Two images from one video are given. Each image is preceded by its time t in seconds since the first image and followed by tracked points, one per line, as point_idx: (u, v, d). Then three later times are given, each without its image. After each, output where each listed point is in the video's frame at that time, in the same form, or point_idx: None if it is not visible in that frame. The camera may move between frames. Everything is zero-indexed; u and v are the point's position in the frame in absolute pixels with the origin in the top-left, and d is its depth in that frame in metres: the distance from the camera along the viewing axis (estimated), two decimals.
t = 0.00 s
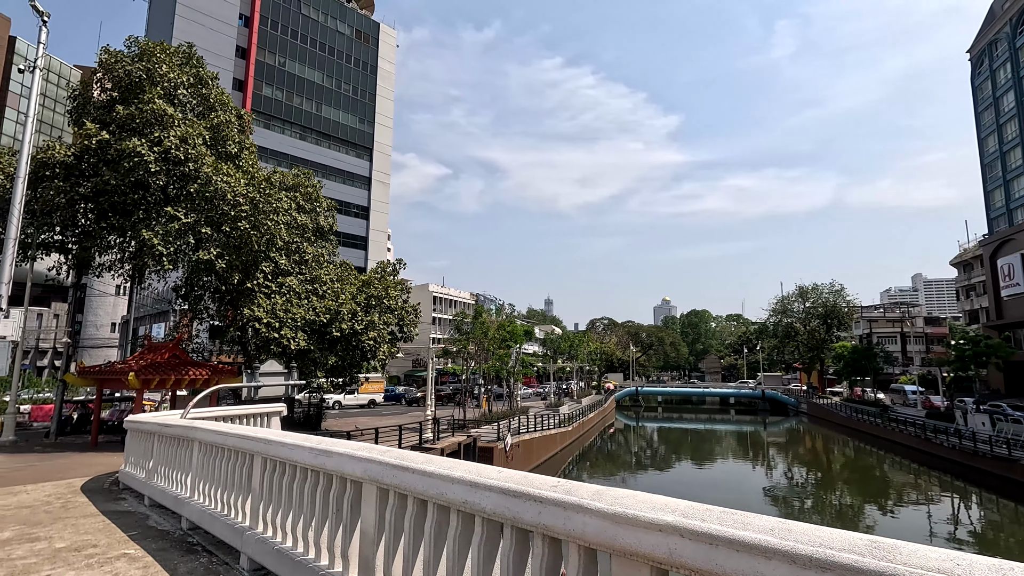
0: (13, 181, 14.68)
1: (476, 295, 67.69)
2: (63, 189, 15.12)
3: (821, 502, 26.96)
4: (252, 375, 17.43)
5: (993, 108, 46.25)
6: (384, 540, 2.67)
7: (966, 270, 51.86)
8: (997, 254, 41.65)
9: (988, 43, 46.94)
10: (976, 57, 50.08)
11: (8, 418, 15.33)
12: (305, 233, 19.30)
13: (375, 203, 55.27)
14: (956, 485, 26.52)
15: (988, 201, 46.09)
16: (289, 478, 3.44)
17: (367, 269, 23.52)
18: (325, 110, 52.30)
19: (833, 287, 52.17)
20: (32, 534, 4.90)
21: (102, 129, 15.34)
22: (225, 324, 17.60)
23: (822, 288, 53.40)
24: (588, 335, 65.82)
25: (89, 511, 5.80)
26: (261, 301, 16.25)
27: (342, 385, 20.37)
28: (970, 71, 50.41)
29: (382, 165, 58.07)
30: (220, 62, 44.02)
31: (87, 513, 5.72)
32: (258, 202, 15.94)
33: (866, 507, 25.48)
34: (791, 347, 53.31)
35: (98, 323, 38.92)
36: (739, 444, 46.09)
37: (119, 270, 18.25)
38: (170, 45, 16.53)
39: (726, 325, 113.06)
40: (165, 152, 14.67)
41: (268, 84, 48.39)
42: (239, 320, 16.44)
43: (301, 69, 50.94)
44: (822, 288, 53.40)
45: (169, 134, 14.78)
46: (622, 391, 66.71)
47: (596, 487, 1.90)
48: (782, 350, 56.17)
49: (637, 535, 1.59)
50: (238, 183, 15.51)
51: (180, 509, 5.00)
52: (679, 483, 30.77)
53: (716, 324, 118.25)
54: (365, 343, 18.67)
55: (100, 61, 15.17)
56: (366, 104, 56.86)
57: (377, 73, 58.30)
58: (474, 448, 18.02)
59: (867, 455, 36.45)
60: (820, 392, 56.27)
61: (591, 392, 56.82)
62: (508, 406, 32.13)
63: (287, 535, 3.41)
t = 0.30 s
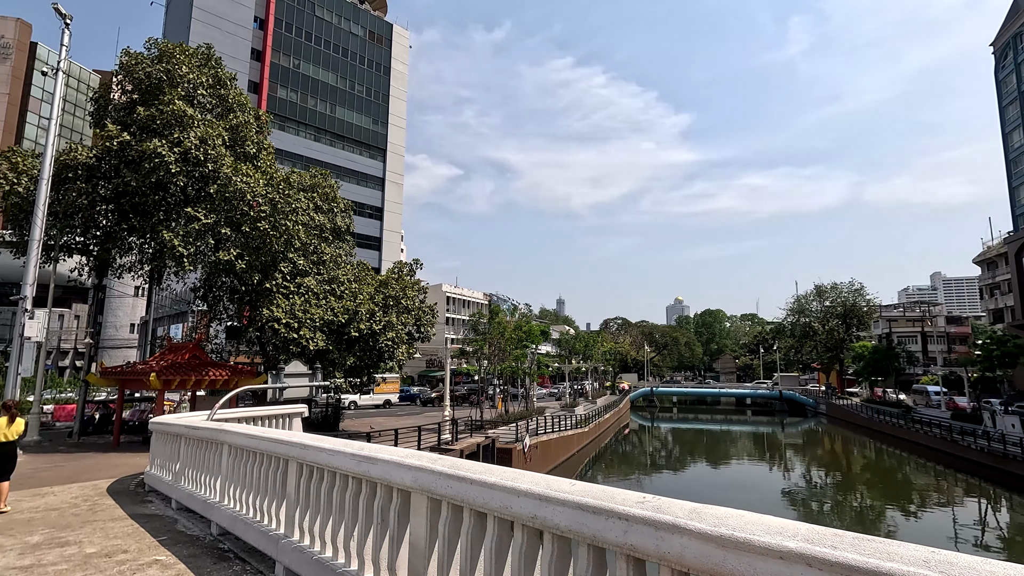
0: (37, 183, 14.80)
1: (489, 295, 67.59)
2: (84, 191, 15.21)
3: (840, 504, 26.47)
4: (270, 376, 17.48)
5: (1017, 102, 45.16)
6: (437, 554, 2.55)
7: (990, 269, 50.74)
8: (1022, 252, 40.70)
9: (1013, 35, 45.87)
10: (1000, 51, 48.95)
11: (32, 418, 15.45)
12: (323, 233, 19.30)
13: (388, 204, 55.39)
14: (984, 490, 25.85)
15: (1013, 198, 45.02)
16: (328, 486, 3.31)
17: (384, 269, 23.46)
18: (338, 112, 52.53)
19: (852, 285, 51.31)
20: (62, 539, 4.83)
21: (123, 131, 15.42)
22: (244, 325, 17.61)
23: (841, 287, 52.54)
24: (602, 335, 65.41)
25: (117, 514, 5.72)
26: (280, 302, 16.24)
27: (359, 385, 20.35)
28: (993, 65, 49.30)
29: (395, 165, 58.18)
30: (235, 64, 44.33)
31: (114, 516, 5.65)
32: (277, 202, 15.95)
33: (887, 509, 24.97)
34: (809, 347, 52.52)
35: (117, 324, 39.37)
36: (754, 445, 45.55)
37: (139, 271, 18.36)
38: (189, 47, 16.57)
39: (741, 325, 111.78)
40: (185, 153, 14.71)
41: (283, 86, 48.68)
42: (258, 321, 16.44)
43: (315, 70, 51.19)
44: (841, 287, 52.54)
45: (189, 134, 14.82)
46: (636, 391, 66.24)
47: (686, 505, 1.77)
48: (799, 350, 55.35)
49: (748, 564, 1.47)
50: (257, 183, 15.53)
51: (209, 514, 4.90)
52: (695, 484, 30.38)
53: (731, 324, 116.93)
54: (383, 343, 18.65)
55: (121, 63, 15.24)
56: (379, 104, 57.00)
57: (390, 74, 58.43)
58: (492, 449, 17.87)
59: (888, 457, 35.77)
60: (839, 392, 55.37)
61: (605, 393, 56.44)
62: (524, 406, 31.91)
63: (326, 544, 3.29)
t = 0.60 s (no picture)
0: (51, 184, 14.83)
1: (497, 296, 67.42)
2: (99, 192, 15.23)
3: (855, 507, 26.07)
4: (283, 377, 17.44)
5: None
6: (479, 565, 2.38)
7: (1007, 268, 49.85)
8: None
9: None
10: (1017, 46, 48.12)
11: (46, 419, 15.42)
12: (335, 233, 19.24)
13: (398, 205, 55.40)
14: (1006, 493, 25.28)
15: None
16: (356, 492, 3.15)
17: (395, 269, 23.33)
18: (348, 113, 52.61)
19: (866, 285, 50.64)
20: (78, 544, 4.70)
21: (136, 131, 15.42)
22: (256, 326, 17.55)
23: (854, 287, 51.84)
24: (611, 335, 64.99)
25: (133, 518, 5.60)
26: (292, 302, 16.16)
27: (371, 386, 20.25)
28: (1010, 61, 48.46)
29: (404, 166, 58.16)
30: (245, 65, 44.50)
31: (130, 519, 5.53)
32: (290, 202, 15.91)
33: (903, 512, 24.56)
34: (823, 347, 51.87)
35: (129, 325, 39.59)
36: (765, 447, 45.11)
37: (152, 272, 18.36)
38: (201, 47, 16.55)
39: (751, 325, 110.68)
40: (198, 153, 14.70)
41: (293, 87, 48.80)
42: (270, 321, 16.37)
43: (324, 72, 51.30)
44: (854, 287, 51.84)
45: (201, 134, 14.80)
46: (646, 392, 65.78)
47: (775, 521, 1.61)
48: (812, 351, 54.72)
49: None
50: (270, 183, 15.49)
51: (228, 519, 4.75)
52: (708, 486, 29.99)
53: (741, 324, 115.90)
54: (395, 344, 18.55)
55: (133, 63, 15.25)
56: (388, 106, 57.03)
57: (398, 75, 58.45)
58: (506, 450, 17.66)
59: (905, 460, 35.19)
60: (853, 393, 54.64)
61: (615, 394, 56.04)
62: (535, 408, 31.66)
63: (353, 553, 3.12)
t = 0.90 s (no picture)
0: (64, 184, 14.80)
1: (506, 297, 67.19)
2: (111, 192, 15.20)
3: (870, 510, 25.63)
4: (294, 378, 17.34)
5: None
6: None
7: None
8: None
9: None
10: None
11: (59, 420, 15.38)
12: (346, 233, 19.12)
13: (407, 205, 55.33)
14: None
15: None
16: (386, 504, 2.94)
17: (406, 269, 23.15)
18: (357, 114, 52.65)
19: (880, 285, 49.87)
20: (91, 553, 4.53)
21: (148, 131, 15.40)
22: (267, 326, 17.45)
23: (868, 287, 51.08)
24: (621, 335, 64.57)
25: (147, 524, 5.44)
26: (304, 303, 16.05)
27: (383, 388, 20.07)
28: None
29: (413, 167, 58.10)
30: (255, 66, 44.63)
31: (144, 526, 5.37)
32: (302, 201, 15.82)
33: (920, 516, 24.10)
34: (836, 348, 51.18)
35: (142, 326, 39.79)
36: (776, 448, 44.58)
37: (163, 273, 18.31)
38: (213, 46, 16.47)
39: (762, 325, 109.65)
40: (210, 152, 14.67)
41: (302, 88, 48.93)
42: (282, 322, 16.25)
43: (333, 73, 51.36)
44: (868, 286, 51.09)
45: (214, 133, 14.76)
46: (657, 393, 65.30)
47: (900, 552, 1.38)
48: (825, 351, 54.03)
49: None
50: (282, 182, 15.41)
51: (245, 527, 4.56)
52: (721, 488, 29.57)
53: (751, 324, 114.84)
54: (407, 344, 18.41)
55: (146, 63, 15.23)
56: (397, 106, 57.01)
57: (407, 76, 58.42)
58: (520, 453, 17.39)
59: (922, 462, 34.54)
60: (867, 395, 53.85)
61: (625, 395, 55.65)
62: (546, 409, 31.38)
63: (381, 567, 2.93)
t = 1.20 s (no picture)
0: (82, 184, 14.86)
1: (519, 296, 66.97)
2: (129, 192, 15.27)
3: (891, 511, 25.07)
4: (311, 378, 17.33)
5: None
6: None
7: None
8: None
9: None
10: None
11: (78, 420, 15.41)
12: (361, 232, 19.06)
13: (419, 205, 55.33)
14: None
15: None
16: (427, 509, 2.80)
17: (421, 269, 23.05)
18: (369, 115, 52.75)
19: (900, 283, 48.94)
20: (112, 556, 4.42)
21: (165, 130, 15.44)
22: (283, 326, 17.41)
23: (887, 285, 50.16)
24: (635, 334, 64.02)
25: (168, 527, 5.32)
26: (320, 302, 15.99)
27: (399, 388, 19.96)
28: None
29: (425, 167, 58.09)
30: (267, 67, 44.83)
31: (165, 528, 5.25)
32: (318, 200, 15.76)
33: (942, 518, 23.54)
34: (855, 347, 50.27)
35: (158, 327, 40.16)
36: (792, 449, 43.94)
37: (180, 273, 18.36)
38: (228, 46, 16.46)
39: (777, 324, 108.24)
40: (226, 151, 14.66)
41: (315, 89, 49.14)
42: (298, 322, 16.20)
43: (346, 74, 51.50)
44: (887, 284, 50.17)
45: (230, 132, 14.74)
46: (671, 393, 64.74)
47: None
48: (843, 350, 53.18)
49: None
50: (298, 181, 15.37)
51: (269, 530, 4.43)
52: (738, 489, 29.13)
53: (766, 323, 113.40)
54: (423, 344, 18.33)
55: (161, 63, 15.25)
56: (409, 107, 57.04)
57: (419, 76, 58.41)
58: (537, 453, 17.15)
59: (943, 463, 33.80)
60: (886, 394, 52.93)
61: (639, 394, 55.21)
62: (560, 409, 31.08)
63: None
